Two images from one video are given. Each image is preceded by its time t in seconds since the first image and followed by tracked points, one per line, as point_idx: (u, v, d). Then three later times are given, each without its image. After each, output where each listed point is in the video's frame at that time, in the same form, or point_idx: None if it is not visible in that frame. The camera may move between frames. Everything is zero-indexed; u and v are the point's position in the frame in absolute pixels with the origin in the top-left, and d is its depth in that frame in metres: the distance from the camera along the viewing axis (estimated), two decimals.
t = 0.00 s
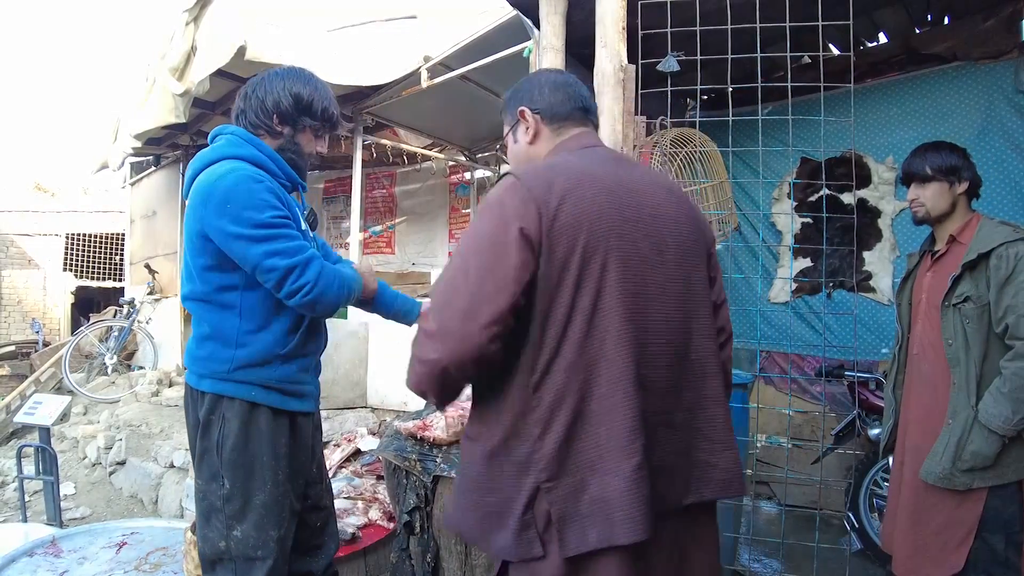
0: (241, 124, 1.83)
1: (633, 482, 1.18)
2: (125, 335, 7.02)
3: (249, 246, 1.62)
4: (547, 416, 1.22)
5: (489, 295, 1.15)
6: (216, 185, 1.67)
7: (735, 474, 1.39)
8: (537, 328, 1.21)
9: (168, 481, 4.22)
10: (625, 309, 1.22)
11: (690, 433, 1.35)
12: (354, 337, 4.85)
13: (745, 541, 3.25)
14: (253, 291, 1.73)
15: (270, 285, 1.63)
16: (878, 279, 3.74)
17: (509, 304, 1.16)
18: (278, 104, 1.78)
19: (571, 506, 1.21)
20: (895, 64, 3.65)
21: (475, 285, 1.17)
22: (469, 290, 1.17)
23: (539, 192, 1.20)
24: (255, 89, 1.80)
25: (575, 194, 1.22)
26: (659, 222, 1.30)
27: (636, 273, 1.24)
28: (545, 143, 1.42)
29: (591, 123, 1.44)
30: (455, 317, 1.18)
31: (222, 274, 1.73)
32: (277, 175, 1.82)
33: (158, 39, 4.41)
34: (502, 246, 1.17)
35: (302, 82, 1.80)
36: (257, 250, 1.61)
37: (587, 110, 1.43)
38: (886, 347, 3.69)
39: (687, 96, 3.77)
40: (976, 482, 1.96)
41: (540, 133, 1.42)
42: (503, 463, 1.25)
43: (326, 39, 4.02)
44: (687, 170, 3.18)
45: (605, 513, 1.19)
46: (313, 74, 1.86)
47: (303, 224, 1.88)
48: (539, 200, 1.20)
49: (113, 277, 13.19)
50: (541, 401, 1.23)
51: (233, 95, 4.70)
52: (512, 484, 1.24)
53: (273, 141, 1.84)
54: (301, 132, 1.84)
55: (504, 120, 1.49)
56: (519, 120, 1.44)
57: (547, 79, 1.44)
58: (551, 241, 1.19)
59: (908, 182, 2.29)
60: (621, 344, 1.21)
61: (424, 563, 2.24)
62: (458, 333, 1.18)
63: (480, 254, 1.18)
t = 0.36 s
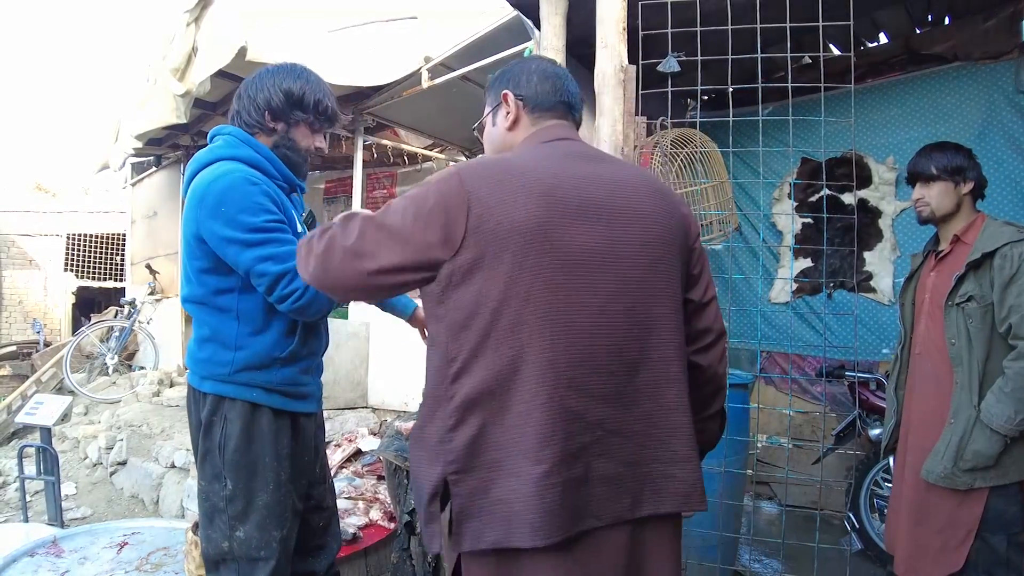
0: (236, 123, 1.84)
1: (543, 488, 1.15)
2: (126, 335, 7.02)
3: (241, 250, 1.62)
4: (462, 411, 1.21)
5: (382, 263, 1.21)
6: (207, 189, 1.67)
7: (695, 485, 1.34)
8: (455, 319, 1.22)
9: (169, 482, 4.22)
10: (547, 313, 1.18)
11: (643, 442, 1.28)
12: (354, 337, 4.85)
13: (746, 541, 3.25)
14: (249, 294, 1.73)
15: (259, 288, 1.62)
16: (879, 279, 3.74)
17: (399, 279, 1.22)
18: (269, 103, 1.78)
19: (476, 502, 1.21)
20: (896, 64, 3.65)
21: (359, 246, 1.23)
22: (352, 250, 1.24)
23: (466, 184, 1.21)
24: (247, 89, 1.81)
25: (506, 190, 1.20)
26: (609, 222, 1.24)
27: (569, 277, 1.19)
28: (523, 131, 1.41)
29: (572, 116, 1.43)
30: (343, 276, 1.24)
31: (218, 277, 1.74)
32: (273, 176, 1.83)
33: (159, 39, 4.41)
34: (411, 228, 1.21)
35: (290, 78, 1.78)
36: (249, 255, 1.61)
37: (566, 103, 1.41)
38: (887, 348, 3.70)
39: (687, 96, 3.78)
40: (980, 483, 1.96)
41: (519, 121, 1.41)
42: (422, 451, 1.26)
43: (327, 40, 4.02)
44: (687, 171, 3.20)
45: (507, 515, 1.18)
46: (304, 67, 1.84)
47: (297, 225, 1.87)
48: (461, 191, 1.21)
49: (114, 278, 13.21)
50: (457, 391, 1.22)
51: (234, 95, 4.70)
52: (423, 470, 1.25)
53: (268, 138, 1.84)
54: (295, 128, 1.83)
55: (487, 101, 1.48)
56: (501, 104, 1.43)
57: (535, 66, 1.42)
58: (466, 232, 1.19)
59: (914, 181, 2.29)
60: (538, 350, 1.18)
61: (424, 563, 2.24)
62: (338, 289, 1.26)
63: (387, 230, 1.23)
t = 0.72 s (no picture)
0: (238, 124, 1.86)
1: (490, 478, 1.17)
2: (127, 335, 7.03)
3: (229, 251, 1.62)
4: (422, 396, 1.23)
5: (360, 236, 1.28)
6: (203, 189, 1.70)
7: (661, 490, 1.28)
8: (421, 304, 1.24)
9: (170, 482, 4.22)
10: (507, 308, 1.19)
11: (614, 442, 1.24)
12: (356, 338, 4.85)
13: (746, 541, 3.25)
14: (242, 296, 1.73)
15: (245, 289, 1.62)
16: (880, 279, 3.74)
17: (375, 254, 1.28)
18: (263, 100, 1.79)
19: (429, 483, 1.24)
20: (897, 64, 3.65)
21: (344, 219, 1.30)
22: (336, 223, 1.31)
23: (442, 174, 1.26)
24: (244, 91, 1.82)
25: (478, 183, 1.23)
26: (581, 221, 1.23)
27: (532, 274, 1.19)
28: (506, 133, 1.41)
29: (556, 114, 1.42)
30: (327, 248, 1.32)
31: (213, 277, 1.74)
32: (275, 178, 1.83)
33: (161, 40, 4.41)
34: (388, 210, 1.26)
35: (281, 73, 1.78)
36: (235, 257, 1.61)
37: (547, 100, 1.40)
38: (888, 348, 3.69)
39: (688, 96, 3.77)
40: (982, 483, 1.95)
41: (502, 122, 1.42)
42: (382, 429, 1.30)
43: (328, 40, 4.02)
44: (688, 171, 3.23)
45: (457, 497, 1.23)
46: (296, 60, 1.83)
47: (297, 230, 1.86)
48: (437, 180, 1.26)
49: (115, 278, 13.22)
50: (418, 375, 1.23)
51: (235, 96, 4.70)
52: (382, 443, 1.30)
53: (266, 136, 1.85)
54: (290, 121, 1.82)
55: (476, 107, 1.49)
56: (485, 108, 1.45)
57: (515, 67, 1.42)
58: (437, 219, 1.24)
59: (918, 179, 2.29)
60: (496, 344, 1.19)
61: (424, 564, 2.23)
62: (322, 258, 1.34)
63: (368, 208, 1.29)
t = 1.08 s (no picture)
0: (244, 124, 1.86)
1: (501, 477, 1.17)
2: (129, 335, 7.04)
3: (230, 251, 1.62)
4: (434, 395, 1.22)
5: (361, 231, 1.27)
6: (204, 188, 1.69)
7: (667, 483, 1.28)
8: (429, 304, 1.23)
9: (172, 482, 4.22)
10: (512, 308, 1.19)
11: (618, 436, 1.24)
12: (357, 338, 4.86)
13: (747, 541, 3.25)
14: (245, 296, 1.73)
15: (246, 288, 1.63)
16: (881, 279, 3.75)
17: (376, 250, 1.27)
18: (274, 100, 1.78)
19: (444, 482, 1.24)
20: (898, 64, 3.65)
21: (343, 211, 1.29)
22: (335, 215, 1.29)
23: (444, 175, 1.26)
24: (253, 86, 1.81)
25: (479, 184, 1.23)
26: (582, 220, 1.23)
27: (536, 274, 1.19)
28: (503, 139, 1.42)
29: (552, 116, 1.42)
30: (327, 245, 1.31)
31: (215, 277, 1.74)
32: (277, 178, 1.84)
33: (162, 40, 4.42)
34: (390, 209, 1.26)
35: (293, 74, 1.78)
36: (237, 258, 1.61)
37: (543, 105, 1.40)
38: (890, 348, 3.69)
39: (689, 96, 3.77)
40: (983, 484, 1.95)
41: (499, 128, 1.42)
42: (396, 431, 1.29)
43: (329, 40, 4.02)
44: (689, 170, 3.23)
45: (472, 495, 1.22)
46: (308, 63, 1.83)
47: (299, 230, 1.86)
48: (439, 181, 1.25)
49: (116, 278, 13.24)
50: (429, 374, 1.23)
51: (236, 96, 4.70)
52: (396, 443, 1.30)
53: (273, 137, 1.85)
54: (300, 125, 1.83)
55: (473, 117, 1.49)
56: (482, 116, 1.45)
57: (508, 72, 1.43)
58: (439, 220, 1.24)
59: (919, 178, 2.29)
60: (502, 343, 1.19)
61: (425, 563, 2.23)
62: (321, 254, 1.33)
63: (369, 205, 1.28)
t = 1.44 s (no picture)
0: (252, 124, 1.85)
1: (526, 476, 1.16)
2: (130, 335, 7.05)
3: (234, 251, 1.62)
4: (456, 394, 1.21)
5: (376, 228, 1.27)
6: (211, 187, 1.69)
7: (685, 477, 1.30)
8: (449, 301, 1.22)
9: (173, 482, 4.23)
10: (532, 306, 1.19)
11: (636, 430, 1.26)
12: (358, 338, 4.85)
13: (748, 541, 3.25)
14: (247, 296, 1.73)
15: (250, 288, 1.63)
16: (882, 279, 3.75)
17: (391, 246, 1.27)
18: (286, 101, 1.77)
19: (466, 483, 1.23)
20: (899, 63, 3.65)
21: (357, 205, 1.28)
22: (349, 209, 1.29)
23: (461, 173, 1.25)
24: (263, 88, 1.80)
25: (497, 183, 1.23)
26: (599, 218, 1.24)
27: (555, 272, 1.19)
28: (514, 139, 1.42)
29: (561, 117, 1.42)
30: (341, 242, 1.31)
31: (219, 277, 1.74)
32: (282, 177, 1.84)
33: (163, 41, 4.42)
34: (406, 206, 1.26)
35: (306, 79, 1.78)
36: (241, 257, 1.61)
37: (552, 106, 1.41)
38: (891, 347, 3.69)
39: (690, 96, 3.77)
40: (985, 484, 1.95)
41: (510, 128, 1.42)
42: (419, 431, 1.28)
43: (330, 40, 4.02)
44: (690, 170, 3.23)
45: (496, 496, 1.21)
46: (320, 69, 1.84)
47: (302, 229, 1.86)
48: (456, 180, 1.25)
49: (117, 278, 13.25)
50: (450, 372, 1.22)
51: (237, 96, 4.69)
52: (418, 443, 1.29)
53: (281, 140, 1.85)
54: (310, 131, 1.84)
55: (484, 118, 1.49)
56: (494, 116, 1.45)
57: (518, 73, 1.43)
58: (457, 218, 1.23)
59: (920, 178, 2.29)
60: (522, 341, 1.18)
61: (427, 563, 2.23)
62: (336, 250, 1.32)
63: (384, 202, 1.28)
